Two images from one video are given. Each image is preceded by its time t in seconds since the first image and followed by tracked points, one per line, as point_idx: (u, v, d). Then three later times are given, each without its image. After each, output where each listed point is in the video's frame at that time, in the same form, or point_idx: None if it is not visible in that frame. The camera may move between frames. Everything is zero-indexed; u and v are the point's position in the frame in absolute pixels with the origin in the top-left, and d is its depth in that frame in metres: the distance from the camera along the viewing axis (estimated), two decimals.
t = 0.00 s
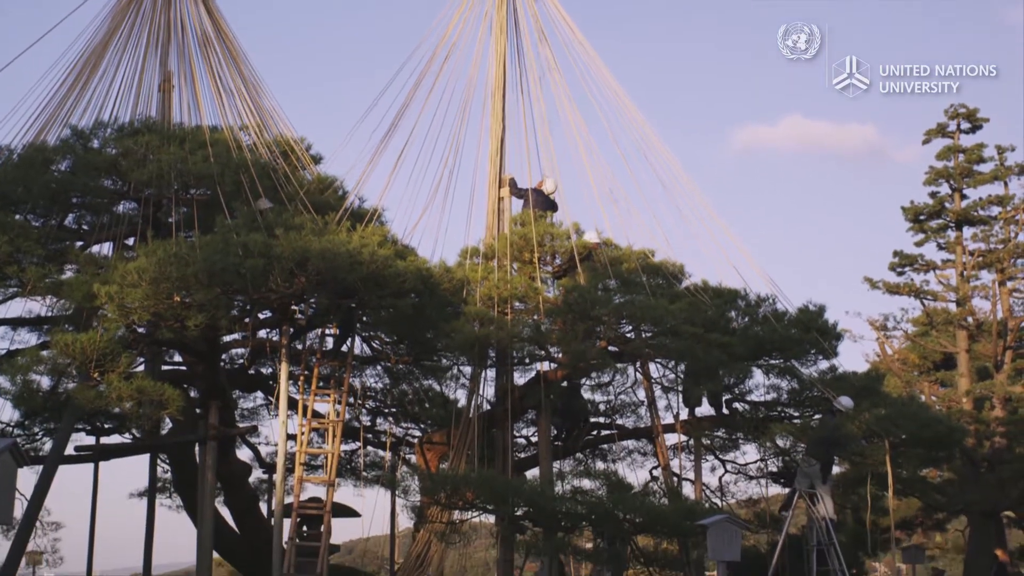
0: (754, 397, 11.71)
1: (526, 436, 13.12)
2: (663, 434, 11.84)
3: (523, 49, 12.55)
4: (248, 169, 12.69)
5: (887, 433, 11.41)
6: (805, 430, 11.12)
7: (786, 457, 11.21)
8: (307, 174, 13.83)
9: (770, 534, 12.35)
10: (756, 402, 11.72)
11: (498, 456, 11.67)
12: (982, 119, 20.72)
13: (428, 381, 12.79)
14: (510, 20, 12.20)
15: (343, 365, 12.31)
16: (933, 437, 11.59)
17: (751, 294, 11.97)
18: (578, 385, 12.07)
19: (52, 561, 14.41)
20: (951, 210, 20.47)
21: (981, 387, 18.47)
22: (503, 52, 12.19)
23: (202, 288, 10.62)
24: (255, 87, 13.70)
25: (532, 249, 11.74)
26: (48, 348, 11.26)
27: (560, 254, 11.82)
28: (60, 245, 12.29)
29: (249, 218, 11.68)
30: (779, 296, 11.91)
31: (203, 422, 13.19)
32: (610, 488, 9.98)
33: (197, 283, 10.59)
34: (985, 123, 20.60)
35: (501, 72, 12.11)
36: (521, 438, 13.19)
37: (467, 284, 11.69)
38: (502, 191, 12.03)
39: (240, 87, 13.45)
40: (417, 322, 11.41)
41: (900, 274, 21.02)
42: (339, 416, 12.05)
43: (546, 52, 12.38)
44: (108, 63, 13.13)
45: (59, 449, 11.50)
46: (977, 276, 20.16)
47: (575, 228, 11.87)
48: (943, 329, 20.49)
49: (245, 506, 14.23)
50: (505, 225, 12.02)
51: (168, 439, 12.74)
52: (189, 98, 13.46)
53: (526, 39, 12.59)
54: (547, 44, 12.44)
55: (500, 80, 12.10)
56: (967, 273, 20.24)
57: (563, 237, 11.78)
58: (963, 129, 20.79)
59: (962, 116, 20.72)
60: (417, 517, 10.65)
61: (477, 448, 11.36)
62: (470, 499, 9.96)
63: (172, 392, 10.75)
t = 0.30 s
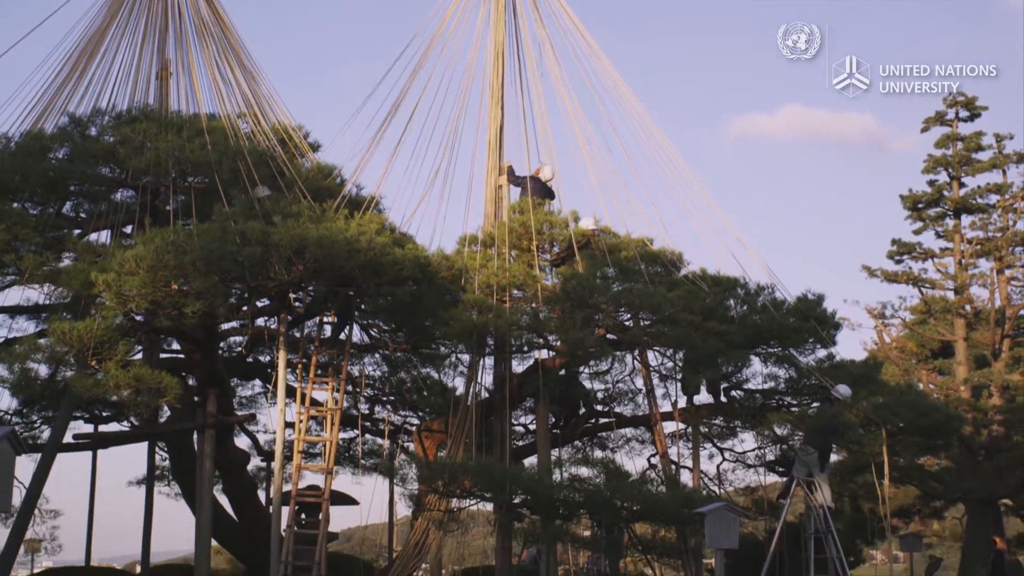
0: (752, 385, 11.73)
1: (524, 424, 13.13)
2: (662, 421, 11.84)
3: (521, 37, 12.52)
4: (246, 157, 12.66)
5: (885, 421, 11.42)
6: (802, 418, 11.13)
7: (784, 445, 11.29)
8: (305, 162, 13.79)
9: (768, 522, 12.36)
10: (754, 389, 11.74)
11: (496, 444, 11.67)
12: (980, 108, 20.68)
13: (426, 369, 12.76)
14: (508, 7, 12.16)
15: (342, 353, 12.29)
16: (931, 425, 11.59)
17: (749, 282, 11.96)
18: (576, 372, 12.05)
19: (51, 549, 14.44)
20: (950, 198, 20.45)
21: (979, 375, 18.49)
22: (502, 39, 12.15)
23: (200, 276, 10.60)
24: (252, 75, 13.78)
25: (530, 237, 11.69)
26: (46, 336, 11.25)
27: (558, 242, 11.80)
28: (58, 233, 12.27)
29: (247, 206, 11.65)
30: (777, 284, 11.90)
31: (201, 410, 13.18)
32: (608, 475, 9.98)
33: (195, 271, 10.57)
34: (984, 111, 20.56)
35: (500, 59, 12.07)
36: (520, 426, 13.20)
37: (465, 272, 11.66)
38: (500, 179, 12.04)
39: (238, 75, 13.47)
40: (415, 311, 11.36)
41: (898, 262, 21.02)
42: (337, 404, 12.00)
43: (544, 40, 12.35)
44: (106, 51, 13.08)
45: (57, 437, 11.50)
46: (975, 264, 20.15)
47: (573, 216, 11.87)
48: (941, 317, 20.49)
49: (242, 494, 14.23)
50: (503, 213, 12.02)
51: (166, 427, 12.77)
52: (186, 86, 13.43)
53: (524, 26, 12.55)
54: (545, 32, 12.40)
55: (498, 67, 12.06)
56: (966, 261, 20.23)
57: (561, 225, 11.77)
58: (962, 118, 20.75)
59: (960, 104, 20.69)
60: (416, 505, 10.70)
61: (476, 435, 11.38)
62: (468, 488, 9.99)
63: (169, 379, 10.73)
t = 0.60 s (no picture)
0: (748, 373, 11.72)
1: (521, 412, 13.14)
2: (659, 409, 11.84)
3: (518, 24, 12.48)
4: (243, 145, 12.64)
5: (881, 409, 11.44)
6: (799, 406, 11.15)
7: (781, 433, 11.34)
8: (302, 150, 13.77)
9: (764, 510, 12.37)
10: (750, 377, 11.74)
11: (494, 431, 11.66)
12: (977, 96, 20.67)
13: (424, 357, 12.77)
14: None
15: (339, 341, 12.29)
16: (928, 413, 11.61)
17: (746, 271, 11.95)
18: (572, 360, 12.07)
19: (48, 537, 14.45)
20: (946, 186, 20.45)
21: (975, 363, 18.52)
22: (498, 27, 12.11)
23: (198, 264, 10.59)
24: (248, 63, 13.80)
25: (528, 225, 11.67)
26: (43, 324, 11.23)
27: (556, 230, 11.80)
28: (54, 221, 12.24)
29: (244, 193, 11.62)
30: (774, 272, 11.90)
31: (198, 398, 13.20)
32: (605, 463, 10.00)
33: (193, 259, 10.56)
34: (981, 99, 20.55)
35: (497, 47, 12.04)
36: (517, 414, 13.20)
37: (463, 260, 11.65)
38: (498, 167, 12.07)
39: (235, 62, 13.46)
40: (413, 299, 11.34)
41: (895, 251, 21.02)
42: (335, 392, 12.06)
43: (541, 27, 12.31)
44: (102, 39, 13.04)
45: (55, 425, 11.51)
46: (972, 252, 20.16)
47: (570, 204, 11.86)
48: (938, 306, 20.52)
49: (239, 482, 14.24)
50: (500, 201, 12.04)
51: (163, 414, 12.77)
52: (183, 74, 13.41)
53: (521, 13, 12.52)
54: (542, 19, 12.37)
55: (495, 55, 12.03)
56: (962, 249, 20.24)
57: (559, 213, 11.72)
58: (960, 106, 20.73)
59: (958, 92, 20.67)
60: (412, 494, 10.58)
61: (473, 423, 11.38)
62: (465, 476, 9.99)
63: (167, 367, 10.73)
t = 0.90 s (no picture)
0: (745, 361, 11.70)
1: (517, 399, 13.15)
2: (655, 397, 11.85)
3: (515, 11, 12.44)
4: (238, 133, 12.60)
5: (878, 397, 11.46)
6: (794, 393, 11.18)
7: (777, 421, 11.37)
8: (299, 138, 13.74)
9: (761, 498, 12.37)
10: (746, 365, 11.70)
11: (490, 419, 11.67)
12: (974, 84, 20.63)
13: (420, 345, 12.77)
14: None
15: (335, 329, 12.28)
16: (924, 401, 11.62)
17: (743, 258, 11.94)
18: (569, 348, 12.07)
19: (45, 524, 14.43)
20: (943, 174, 20.43)
21: (971, 352, 18.53)
22: (495, 14, 12.07)
23: (194, 252, 10.57)
24: (245, 50, 13.75)
25: (525, 213, 11.67)
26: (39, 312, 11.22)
27: (553, 218, 11.79)
28: (51, 209, 12.21)
29: (240, 180, 11.59)
30: (770, 260, 11.89)
31: (195, 385, 13.19)
32: (601, 451, 9.99)
33: (189, 247, 10.54)
34: (979, 87, 20.52)
35: (493, 35, 12.00)
36: (513, 402, 13.20)
37: (459, 248, 11.65)
38: (494, 155, 12.06)
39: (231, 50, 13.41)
40: (409, 287, 11.34)
41: (892, 239, 21.02)
42: (331, 379, 12.08)
43: (538, 14, 12.27)
44: (98, 26, 12.99)
45: (51, 412, 11.51)
46: (969, 241, 20.15)
47: (567, 192, 11.84)
48: (935, 294, 20.53)
49: (236, 470, 14.24)
50: (497, 188, 12.03)
51: (160, 402, 12.77)
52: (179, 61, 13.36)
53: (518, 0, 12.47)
54: (539, 6, 12.33)
55: (492, 42, 11.99)
56: (959, 237, 20.23)
57: (556, 201, 11.73)
58: (957, 94, 20.70)
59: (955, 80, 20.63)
60: (409, 481, 10.60)
61: (469, 411, 11.38)
62: (462, 463, 9.99)
63: (163, 355, 10.71)
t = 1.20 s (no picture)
0: (741, 348, 11.70)
1: (514, 387, 13.15)
2: (651, 385, 11.85)
3: None
4: (235, 121, 12.57)
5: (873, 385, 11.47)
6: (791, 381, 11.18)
7: (773, 409, 11.40)
8: (295, 125, 13.70)
9: (757, 486, 12.38)
10: (743, 353, 11.72)
11: (487, 407, 11.68)
12: (971, 72, 20.62)
13: (417, 333, 12.76)
14: None
15: (332, 317, 12.26)
16: (920, 389, 11.64)
17: (739, 247, 11.93)
18: (565, 336, 12.06)
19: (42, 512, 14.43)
20: (940, 162, 20.42)
21: (967, 340, 18.55)
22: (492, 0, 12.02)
23: (190, 240, 10.55)
24: (241, 38, 13.71)
25: (521, 201, 11.66)
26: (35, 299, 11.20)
27: (549, 206, 11.77)
28: (46, 197, 12.17)
29: (236, 168, 11.56)
30: (767, 248, 11.87)
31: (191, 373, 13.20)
32: (597, 439, 9.99)
33: (185, 235, 10.52)
34: (975, 75, 20.50)
35: (490, 22, 11.96)
36: (509, 390, 13.19)
37: (456, 236, 11.64)
38: (491, 142, 12.04)
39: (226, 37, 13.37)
40: (405, 274, 11.33)
41: (888, 227, 21.03)
42: (327, 367, 12.05)
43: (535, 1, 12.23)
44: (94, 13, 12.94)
45: (47, 400, 11.50)
46: (965, 229, 20.16)
47: (564, 180, 11.82)
48: (931, 282, 20.54)
49: (233, 457, 14.23)
50: (494, 176, 12.02)
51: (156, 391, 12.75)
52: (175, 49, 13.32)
53: None
54: None
55: (489, 29, 11.95)
56: (955, 226, 20.24)
57: (553, 188, 11.73)
58: (953, 82, 20.68)
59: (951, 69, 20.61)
60: (406, 469, 10.58)
61: (466, 399, 11.38)
62: (458, 451, 10.00)
63: (159, 342, 10.70)
